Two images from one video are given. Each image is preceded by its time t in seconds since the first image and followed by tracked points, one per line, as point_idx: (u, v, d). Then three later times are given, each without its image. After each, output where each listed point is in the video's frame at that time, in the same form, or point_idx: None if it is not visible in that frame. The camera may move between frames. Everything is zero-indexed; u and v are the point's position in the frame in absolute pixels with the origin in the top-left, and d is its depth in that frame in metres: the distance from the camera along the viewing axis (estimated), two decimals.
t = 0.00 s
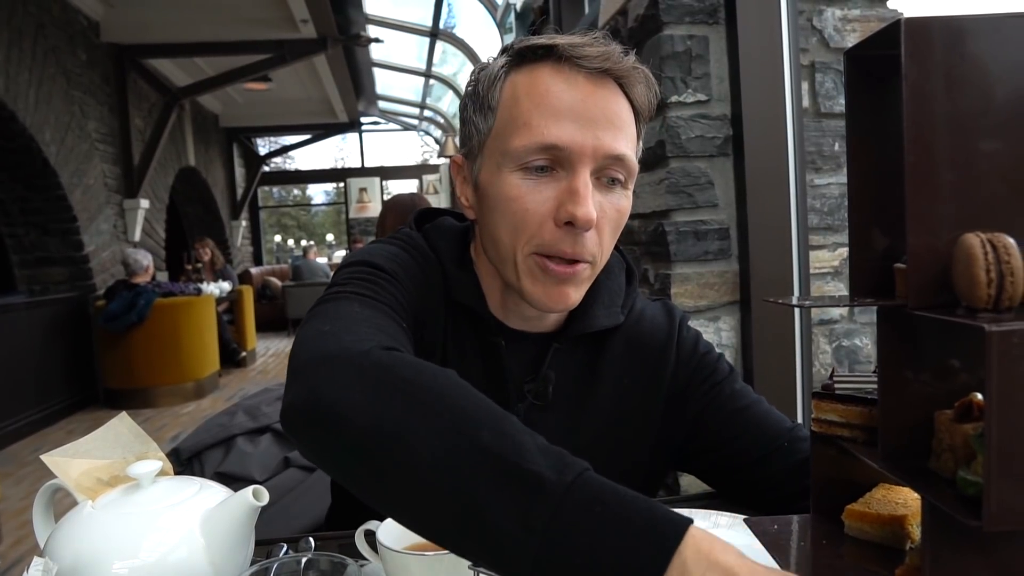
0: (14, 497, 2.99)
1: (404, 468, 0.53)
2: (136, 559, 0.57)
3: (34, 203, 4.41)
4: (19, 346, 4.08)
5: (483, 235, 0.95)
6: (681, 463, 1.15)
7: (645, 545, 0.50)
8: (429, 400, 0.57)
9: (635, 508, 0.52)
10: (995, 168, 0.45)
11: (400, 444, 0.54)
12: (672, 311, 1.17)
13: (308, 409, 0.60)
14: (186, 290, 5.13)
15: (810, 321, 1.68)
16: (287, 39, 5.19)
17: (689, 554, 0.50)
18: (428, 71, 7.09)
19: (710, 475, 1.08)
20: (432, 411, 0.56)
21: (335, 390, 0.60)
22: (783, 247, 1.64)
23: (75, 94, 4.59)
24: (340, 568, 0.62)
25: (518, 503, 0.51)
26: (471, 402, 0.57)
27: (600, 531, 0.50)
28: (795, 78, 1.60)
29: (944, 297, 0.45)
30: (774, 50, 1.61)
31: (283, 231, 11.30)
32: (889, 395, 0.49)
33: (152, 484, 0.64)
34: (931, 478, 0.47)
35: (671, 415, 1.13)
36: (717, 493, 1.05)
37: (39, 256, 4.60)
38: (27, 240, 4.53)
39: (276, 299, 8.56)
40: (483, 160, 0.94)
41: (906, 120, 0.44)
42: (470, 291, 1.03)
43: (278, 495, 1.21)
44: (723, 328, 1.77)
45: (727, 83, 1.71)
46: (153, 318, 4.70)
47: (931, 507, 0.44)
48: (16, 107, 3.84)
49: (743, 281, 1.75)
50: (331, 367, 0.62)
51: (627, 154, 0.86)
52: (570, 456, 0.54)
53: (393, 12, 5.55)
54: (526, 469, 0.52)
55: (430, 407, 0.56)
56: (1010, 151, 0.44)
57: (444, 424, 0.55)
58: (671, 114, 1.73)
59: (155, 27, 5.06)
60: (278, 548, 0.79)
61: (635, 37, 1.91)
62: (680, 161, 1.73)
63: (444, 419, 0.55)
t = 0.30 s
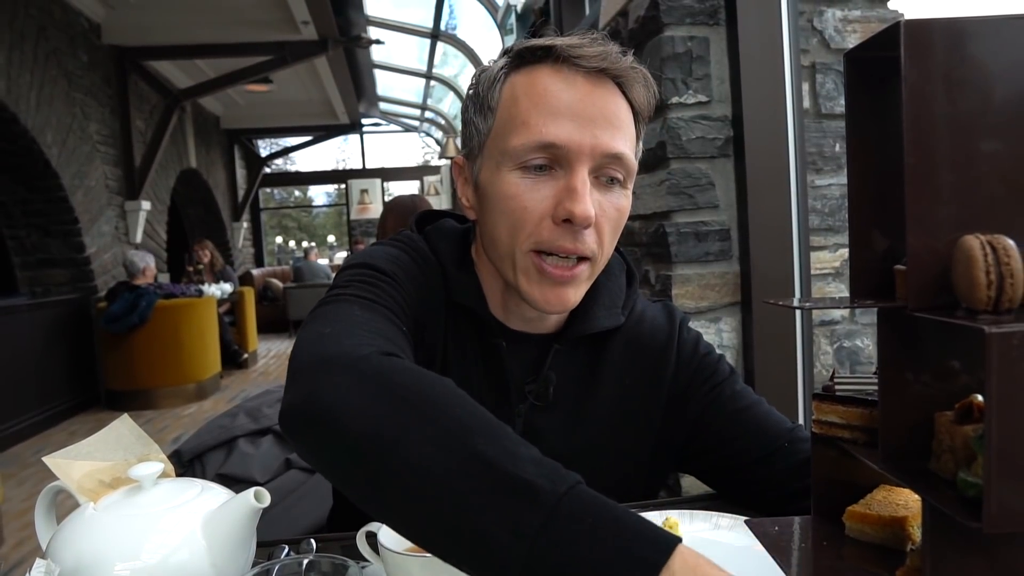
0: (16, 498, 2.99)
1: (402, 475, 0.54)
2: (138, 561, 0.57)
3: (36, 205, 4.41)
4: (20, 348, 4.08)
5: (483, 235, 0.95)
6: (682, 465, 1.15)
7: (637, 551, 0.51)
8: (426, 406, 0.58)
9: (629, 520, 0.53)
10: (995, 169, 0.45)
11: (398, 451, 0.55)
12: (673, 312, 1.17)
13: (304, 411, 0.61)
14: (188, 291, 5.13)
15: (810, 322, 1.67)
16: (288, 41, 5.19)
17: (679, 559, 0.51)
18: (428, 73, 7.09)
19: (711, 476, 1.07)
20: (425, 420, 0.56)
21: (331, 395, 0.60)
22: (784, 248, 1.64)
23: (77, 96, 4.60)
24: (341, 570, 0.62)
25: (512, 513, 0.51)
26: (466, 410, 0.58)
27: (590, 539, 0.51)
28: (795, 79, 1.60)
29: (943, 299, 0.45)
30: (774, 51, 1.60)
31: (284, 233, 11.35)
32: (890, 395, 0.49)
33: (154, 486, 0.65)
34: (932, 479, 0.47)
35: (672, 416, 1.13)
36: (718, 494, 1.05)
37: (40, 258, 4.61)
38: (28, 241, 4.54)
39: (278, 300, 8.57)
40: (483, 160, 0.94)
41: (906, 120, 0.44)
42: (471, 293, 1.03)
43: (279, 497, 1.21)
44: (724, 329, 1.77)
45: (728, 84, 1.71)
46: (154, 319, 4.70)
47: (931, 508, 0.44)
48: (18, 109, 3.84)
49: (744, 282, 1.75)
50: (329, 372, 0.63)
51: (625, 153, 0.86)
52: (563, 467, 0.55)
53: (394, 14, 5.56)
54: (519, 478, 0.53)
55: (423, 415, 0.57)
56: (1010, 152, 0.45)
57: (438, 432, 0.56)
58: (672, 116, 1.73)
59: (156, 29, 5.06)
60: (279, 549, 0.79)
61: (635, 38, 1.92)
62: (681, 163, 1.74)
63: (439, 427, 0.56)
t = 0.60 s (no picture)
0: (16, 502, 2.98)
1: (393, 487, 0.56)
2: (138, 565, 0.57)
3: (35, 208, 4.41)
4: (20, 351, 4.08)
5: (484, 241, 0.95)
6: (681, 466, 1.15)
7: (617, 563, 0.53)
8: (414, 418, 0.60)
9: (612, 535, 0.55)
10: (993, 171, 0.45)
11: (387, 462, 0.57)
12: (671, 314, 1.17)
13: (292, 422, 0.63)
14: (187, 293, 5.11)
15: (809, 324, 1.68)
16: (287, 43, 5.19)
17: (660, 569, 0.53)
18: (428, 75, 7.09)
19: (709, 478, 1.07)
20: (412, 432, 0.58)
21: (321, 404, 0.62)
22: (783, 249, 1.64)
23: (76, 99, 4.60)
24: (341, 573, 0.62)
25: (496, 525, 0.53)
26: (453, 422, 0.60)
27: (575, 551, 0.53)
28: (793, 80, 1.60)
29: (941, 302, 0.46)
30: (773, 52, 1.61)
31: (284, 235, 11.33)
32: (888, 398, 0.49)
33: (153, 490, 0.64)
34: (932, 482, 0.47)
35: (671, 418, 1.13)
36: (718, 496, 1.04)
37: (39, 261, 4.61)
38: (28, 244, 4.53)
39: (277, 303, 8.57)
40: (484, 166, 0.94)
41: (904, 124, 0.44)
42: (470, 298, 1.03)
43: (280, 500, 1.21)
44: (723, 330, 1.78)
45: (727, 86, 1.71)
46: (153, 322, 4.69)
47: (930, 511, 0.44)
48: (17, 112, 3.84)
49: (743, 284, 1.75)
50: (321, 380, 0.64)
51: (627, 159, 0.86)
52: (547, 481, 0.57)
53: (393, 16, 5.57)
54: (500, 489, 0.55)
55: (410, 426, 0.59)
56: (1009, 152, 0.45)
57: (425, 444, 0.58)
58: (670, 117, 1.73)
59: (155, 32, 5.06)
60: (279, 553, 0.79)
61: (634, 40, 1.92)
62: (680, 165, 1.74)
63: (426, 440, 0.58)
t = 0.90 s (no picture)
0: (19, 503, 2.99)
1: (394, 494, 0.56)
2: (142, 567, 0.57)
3: (40, 210, 4.42)
4: (24, 352, 4.10)
5: (485, 245, 0.95)
6: (683, 468, 1.15)
7: (616, 570, 0.53)
8: (415, 426, 0.60)
9: (611, 544, 0.55)
10: (995, 174, 0.45)
11: (387, 468, 0.57)
12: (672, 315, 1.18)
13: (293, 429, 0.63)
14: (190, 296, 5.04)
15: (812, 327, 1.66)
16: (289, 45, 5.19)
17: None
18: (431, 77, 7.10)
19: (710, 479, 1.07)
20: (413, 440, 0.59)
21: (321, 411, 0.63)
22: (786, 252, 1.64)
23: (80, 101, 4.61)
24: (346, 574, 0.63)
25: (496, 531, 0.54)
26: (453, 429, 0.61)
27: (575, 557, 0.53)
28: (795, 83, 1.59)
29: (945, 305, 0.46)
30: (776, 54, 1.61)
31: (287, 237, 11.35)
32: (891, 400, 0.49)
33: (159, 492, 0.65)
34: (934, 485, 0.47)
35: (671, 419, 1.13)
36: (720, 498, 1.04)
37: (43, 263, 4.62)
38: (32, 246, 4.55)
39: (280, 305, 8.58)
40: (485, 170, 0.94)
41: (907, 128, 0.44)
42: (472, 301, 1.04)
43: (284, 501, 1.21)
44: (726, 333, 1.78)
45: (730, 88, 1.72)
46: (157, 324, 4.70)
47: (935, 513, 0.44)
48: (21, 115, 3.85)
49: (746, 286, 1.75)
50: (322, 389, 0.65)
51: (628, 164, 0.87)
52: (545, 489, 0.58)
53: (396, 18, 5.58)
54: (500, 497, 0.55)
55: (411, 435, 0.59)
56: (1011, 155, 0.45)
57: (425, 450, 0.58)
58: (673, 119, 1.73)
59: (159, 35, 5.08)
60: (283, 555, 0.79)
61: (637, 42, 1.92)
62: (683, 167, 1.74)
63: (427, 448, 0.58)
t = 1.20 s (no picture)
0: (19, 503, 2.99)
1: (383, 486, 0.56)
2: (142, 566, 0.57)
3: (39, 209, 4.41)
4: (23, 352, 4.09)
5: (481, 240, 0.95)
6: (681, 465, 1.14)
7: (602, 544, 0.52)
8: (402, 410, 0.60)
9: (597, 520, 0.54)
10: (996, 174, 0.45)
11: (377, 455, 0.57)
12: (665, 312, 1.18)
13: (282, 417, 0.63)
14: (190, 295, 5.06)
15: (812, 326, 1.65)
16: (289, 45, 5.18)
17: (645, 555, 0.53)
18: (430, 76, 7.09)
19: (708, 474, 1.07)
20: (400, 423, 0.59)
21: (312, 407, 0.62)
22: (785, 252, 1.63)
23: (79, 101, 4.61)
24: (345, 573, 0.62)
25: (478, 509, 0.53)
26: (439, 412, 0.61)
27: (564, 534, 0.52)
28: (795, 83, 1.59)
29: (945, 304, 0.46)
30: (775, 54, 1.61)
31: (286, 237, 11.35)
32: (890, 400, 0.49)
33: (158, 492, 0.65)
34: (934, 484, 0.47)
35: (667, 415, 1.12)
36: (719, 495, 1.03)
37: (43, 263, 4.62)
38: (31, 246, 4.55)
39: (279, 304, 8.58)
40: (479, 166, 0.94)
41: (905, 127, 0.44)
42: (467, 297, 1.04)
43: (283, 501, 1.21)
44: (726, 332, 1.78)
45: (729, 88, 1.72)
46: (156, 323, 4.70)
47: (936, 514, 0.44)
48: (20, 114, 3.85)
49: (745, 286, 1.75)
50: (311, 377, 0.65)
51: (621, 158, 0.87)
52: (530, 466, 0.57)
53: (395, 18, 5.58)
54: (484, 472, 0.55)
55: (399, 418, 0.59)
56: (1010, 154, 0.45)
57: (412, 434, 0.58)
58: (673, 120, 1.73)
59: (158, 35, 5.07)
60: (282, 555, 0.79)
61: (636, 42, 1.92)
62: (682, 167, 1.74)
63: (414, 431, 0.58)
